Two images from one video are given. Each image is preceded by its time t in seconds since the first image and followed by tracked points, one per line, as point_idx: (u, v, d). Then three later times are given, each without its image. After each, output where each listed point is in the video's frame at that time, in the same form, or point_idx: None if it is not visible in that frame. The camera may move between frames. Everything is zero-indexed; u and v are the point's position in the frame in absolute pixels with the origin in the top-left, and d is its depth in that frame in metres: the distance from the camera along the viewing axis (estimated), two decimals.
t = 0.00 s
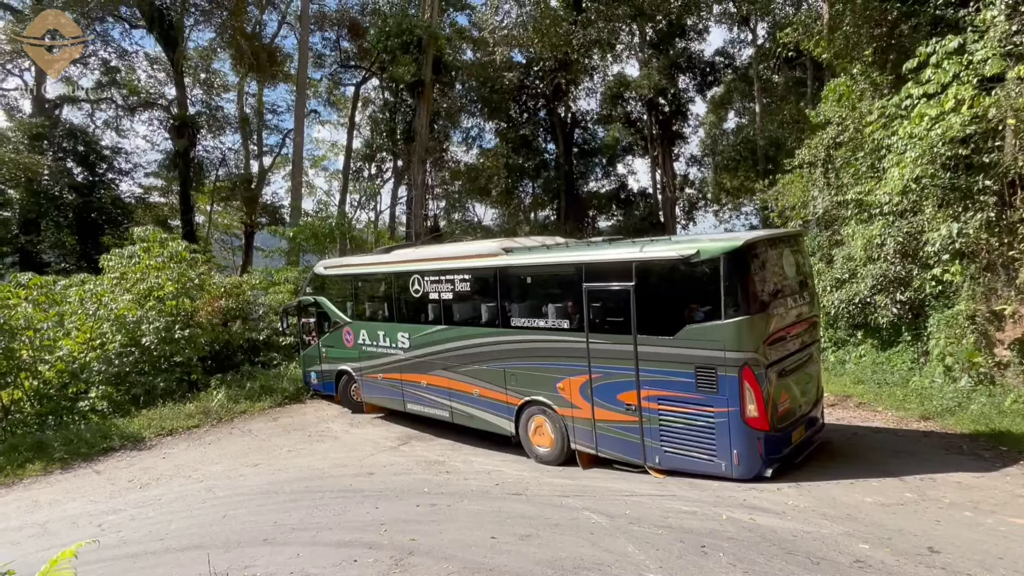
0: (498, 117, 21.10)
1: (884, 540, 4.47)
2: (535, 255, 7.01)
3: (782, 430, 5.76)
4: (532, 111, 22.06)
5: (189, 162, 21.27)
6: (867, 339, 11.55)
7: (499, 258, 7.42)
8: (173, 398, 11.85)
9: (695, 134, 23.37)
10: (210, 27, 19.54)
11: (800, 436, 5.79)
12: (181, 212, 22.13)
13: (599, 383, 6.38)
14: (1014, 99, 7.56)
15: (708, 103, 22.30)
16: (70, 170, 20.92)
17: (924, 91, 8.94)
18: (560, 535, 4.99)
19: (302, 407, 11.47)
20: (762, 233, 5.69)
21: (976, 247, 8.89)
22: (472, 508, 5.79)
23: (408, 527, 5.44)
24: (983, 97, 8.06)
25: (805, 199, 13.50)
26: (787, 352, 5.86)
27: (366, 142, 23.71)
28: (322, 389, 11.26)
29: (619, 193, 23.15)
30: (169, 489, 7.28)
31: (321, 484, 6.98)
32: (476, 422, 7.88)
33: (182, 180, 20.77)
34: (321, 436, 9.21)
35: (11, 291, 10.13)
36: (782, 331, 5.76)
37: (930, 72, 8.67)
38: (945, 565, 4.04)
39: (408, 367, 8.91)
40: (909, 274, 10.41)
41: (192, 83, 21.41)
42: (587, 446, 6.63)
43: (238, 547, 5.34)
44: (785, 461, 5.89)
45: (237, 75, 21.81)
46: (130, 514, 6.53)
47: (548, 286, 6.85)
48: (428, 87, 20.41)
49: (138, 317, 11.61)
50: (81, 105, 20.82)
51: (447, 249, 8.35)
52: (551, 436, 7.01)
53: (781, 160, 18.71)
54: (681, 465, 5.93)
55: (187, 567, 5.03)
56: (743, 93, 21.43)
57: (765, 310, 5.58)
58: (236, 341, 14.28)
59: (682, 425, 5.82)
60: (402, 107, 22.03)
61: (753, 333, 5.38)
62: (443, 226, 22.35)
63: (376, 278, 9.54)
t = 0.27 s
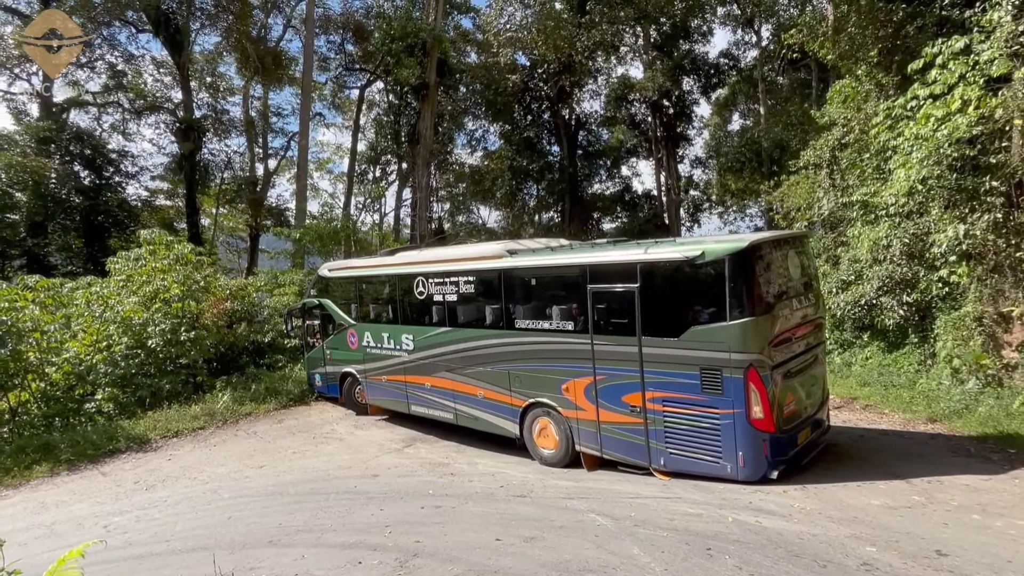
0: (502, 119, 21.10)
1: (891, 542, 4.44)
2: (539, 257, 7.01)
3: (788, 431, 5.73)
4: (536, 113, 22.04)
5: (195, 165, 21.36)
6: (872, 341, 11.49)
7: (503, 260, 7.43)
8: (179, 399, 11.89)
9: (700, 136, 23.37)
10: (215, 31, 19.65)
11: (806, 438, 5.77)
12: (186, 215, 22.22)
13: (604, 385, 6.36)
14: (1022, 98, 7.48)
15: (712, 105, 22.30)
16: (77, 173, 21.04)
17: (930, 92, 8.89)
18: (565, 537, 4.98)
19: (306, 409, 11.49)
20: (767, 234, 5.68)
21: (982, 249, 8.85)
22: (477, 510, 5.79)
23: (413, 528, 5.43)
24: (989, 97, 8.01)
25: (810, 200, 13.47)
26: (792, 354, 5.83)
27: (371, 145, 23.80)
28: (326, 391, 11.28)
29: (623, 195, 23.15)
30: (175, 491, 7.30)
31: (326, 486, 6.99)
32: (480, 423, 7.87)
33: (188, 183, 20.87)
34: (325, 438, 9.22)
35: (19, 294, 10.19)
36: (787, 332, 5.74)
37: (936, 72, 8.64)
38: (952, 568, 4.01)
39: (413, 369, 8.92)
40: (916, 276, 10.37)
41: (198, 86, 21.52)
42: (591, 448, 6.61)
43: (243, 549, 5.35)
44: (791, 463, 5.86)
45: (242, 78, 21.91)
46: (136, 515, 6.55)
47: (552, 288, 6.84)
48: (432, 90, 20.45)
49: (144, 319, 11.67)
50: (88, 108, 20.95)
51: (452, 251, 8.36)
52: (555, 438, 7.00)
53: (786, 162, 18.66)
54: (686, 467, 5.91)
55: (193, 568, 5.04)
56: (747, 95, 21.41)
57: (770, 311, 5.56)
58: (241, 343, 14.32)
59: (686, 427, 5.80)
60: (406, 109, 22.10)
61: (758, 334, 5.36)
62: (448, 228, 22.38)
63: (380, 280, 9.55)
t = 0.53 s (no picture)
0: (505, 121, 21.08)
1: (897, 546, 4.42)
2: (542, 259, 7.01)
3: (792, 434, 5.71)
4: (539, 115, 21.96)
5: (199, 167, 21.42)
6: (877, 343, 11.44)
7: (506, 262, 7.43)
8: (183, 401, 11.93)
9: (703, 137, 23.35)
10: (219, 34, 19.73)
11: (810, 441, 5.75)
12: (191, 217, 22.29)
13: (607, 387, 6.35)
14: None
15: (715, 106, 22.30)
16: (82, 175, 21.13)
17: (934, 93, 8.85)
18: (568, 539, 4.97)
19: (310, 410, 11.51)
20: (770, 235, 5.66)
21: (989, 249, 8.81)
22: (480, 512, 5.78)
23: (416, 531, 5.43)
24: (994, 98, 7.96)
25: (814, 202, 13.44)
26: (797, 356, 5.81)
27: (375, 147, 23.84)
28: (330, 393, 11.30)
29: (626, 197, 23.14)
30: (179, 492, 7.32)
31: (329, 487, 6.99)
32: (484, 425, 7.87)
33: (192, 186, 20.96)
34: (329, 440, 9.23)
35: (24, 296, 10.24)
36: (791, 334, 5.72)
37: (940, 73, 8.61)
38: (958, 572, 3.99)
39: (416, 371, 8.93)
40: (920, 277, 10.32)
41: (202, 88, 21.59)
42: (595, 450, 6.60)
43: (246, 551, 5.36)
44: (795, 466, 5.84)
45: (246, 81, 21.98)
46: (140, 517, 6.57)
47: (555, 289, 6.84)
48: (435, 92, 20.47)
49: (148, 321, 11.71)
50: (93, 111, 21.04)
51: (455, 253, 8.37)
52: (559, 440, 6.99)
53: (790, 163, 18.61)
54: (690, 469, 5.89)
55: (197, 570, 5.05)
56: (751, 96, 21.36)
57: (774, 313, 5.54)
58: (246, 345, 14.35)
59: (690, 429, 5.78)
60: (410, 111, 22.14)
61: (762, 337, 5.34)
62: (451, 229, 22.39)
63: (383, 282, 9.57)
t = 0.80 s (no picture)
0: (507, 122, 21.07)
1: (901, 548, 4.40)
2: (545, 260, 7.01)
3: (796, 435, 5.70)
4: (542, 116, 21.88)
5: (203, 169, 21.47)
6: (881, 344, 11.42)
7: (509, 263, 7.43)
8: (187, 402, 11.97)
9: (707, 138, 23.33)
10: (223, 36, 19.80)
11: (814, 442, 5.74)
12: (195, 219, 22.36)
13: (611, 388, 6.35)
14: None
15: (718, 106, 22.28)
16: (86, 177, 21.23)
17: (938, 93, 8.82)
18: (572, 540, 4.97)
19: (313, 411, 11.53)
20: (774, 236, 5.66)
21: (993, 250, 8.79)
22: (483, 513, 5.79)
23: (419, 532, 5.44)
24: (999, 98, 7.91)
25: (818, 203, 13.41)
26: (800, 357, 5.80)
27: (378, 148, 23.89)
28: (333, 394, 11.32)
29: (629, 198, 23.14)
30: (183, 493, 7.34)
31: (332, 488, 7.01)
32: (487, 427, 7.87)
33: (196, 187, 21.03)
34: (332, 441, 9.24)
35: (29, 297, 10.28)
36: (795, 335, 5.71)
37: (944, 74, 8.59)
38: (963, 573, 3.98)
39: (419, 372, 8.94)
40: (925, 278, 10.30)
41: (206, 90, 21.68)
42: (598, 451, 6.60)
43: (250, 552, 5.37)
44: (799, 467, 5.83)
45: (250, 83, 22.05)
46: (145, 518, 6.59)
47: (558, 291, 6.84)
48: (438, 93, 20.50)
49: (152, 322, 11.75)
50: (97, 113, 21.13)
51: (458, 254, 8.38)
52: (562, 441, 6.98)
53: (793, 164, 18.58)
54: (694, 471, 5.88)
55: (201, 570, 5.07)
56: (754, 97, 21.34)
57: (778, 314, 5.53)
58: (249, 346, 14.39)
59: (694, 430, 5.78)
60: (413, 113, 22.19)
61: (765, 338, 5.33)
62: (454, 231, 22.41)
63: (386, 283, 9.58)
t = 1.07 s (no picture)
0: (509, 123, 21.06)
1: (904, 548, 4.40)
2: (547, 260, 7.01)
3: (799, 436, 5.68)
4: (544, 117, 21.89)
5: (205, 170, 21.52)
6: (884, 344, 11.40)
7: (511, 264, 7.43)
8: (190, 403, 12.00)
9: (709, 139, 23.31)
10: (226, 37, 19.83)
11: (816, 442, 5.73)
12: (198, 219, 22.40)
13: (613, 389, 6.35)
14: None
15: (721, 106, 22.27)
16: (89, 178, 21.29)
17: (941, 93, 8.79)
18: (574, 541, 4.96)
19: (315, 412, 11.55)
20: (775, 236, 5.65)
21: (996, 251, 8.76)
22: (485, 513, 5.79)
23: (420, 532, 5.44)
24: (1001, 98, 7.86)
25: (820, 203, 13.40)
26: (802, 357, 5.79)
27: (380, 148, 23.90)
28: (335, 394, 11.33)
29: (631, 198, 23.14)
30: (185, 493, 7.35)
31: (334, 489, 7.01)
32: (489, 427, 7.87)
33: (199, 188, 21.08)
34: (334, 441, 9.25)
35: (32, 297, 10.31)
36: (797, 335, 5.70)
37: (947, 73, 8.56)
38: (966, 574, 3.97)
39: (421, 372, 8.94)
40: (927, 278, 10.30)
41: (208, 90, 21.73)
42: (600, 452, 6.59)
43: (252, 552, 5.38)
44: (801, 468, 5.81)
45: (252, 83, 22.09)
46: (147, 518, 6.61)
47: (560, 291, 6.84)
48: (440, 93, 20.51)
49: (155, 323, 11.76)
50: (100, 114, 21.19)
51: (460, 254, 8.38)
52: (564, 441, 6.98)
53: (796, 164, 18.55)
54: (696, 471, 5.87)
55: (202, 570, 5.07)
56: (756, 97, 21.32)
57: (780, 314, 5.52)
58: (252, 347, 14.43)
59: (696, 431, 5.77)
60: (415, 113, 22.22)
61: (768, 338, 5.33)
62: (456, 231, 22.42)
63: (388, 283, 9.60)
